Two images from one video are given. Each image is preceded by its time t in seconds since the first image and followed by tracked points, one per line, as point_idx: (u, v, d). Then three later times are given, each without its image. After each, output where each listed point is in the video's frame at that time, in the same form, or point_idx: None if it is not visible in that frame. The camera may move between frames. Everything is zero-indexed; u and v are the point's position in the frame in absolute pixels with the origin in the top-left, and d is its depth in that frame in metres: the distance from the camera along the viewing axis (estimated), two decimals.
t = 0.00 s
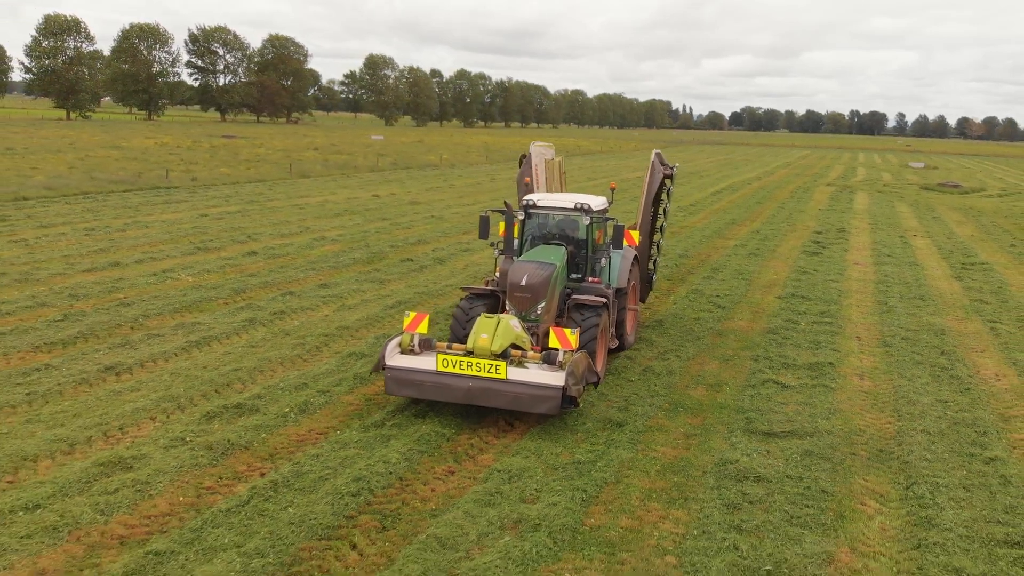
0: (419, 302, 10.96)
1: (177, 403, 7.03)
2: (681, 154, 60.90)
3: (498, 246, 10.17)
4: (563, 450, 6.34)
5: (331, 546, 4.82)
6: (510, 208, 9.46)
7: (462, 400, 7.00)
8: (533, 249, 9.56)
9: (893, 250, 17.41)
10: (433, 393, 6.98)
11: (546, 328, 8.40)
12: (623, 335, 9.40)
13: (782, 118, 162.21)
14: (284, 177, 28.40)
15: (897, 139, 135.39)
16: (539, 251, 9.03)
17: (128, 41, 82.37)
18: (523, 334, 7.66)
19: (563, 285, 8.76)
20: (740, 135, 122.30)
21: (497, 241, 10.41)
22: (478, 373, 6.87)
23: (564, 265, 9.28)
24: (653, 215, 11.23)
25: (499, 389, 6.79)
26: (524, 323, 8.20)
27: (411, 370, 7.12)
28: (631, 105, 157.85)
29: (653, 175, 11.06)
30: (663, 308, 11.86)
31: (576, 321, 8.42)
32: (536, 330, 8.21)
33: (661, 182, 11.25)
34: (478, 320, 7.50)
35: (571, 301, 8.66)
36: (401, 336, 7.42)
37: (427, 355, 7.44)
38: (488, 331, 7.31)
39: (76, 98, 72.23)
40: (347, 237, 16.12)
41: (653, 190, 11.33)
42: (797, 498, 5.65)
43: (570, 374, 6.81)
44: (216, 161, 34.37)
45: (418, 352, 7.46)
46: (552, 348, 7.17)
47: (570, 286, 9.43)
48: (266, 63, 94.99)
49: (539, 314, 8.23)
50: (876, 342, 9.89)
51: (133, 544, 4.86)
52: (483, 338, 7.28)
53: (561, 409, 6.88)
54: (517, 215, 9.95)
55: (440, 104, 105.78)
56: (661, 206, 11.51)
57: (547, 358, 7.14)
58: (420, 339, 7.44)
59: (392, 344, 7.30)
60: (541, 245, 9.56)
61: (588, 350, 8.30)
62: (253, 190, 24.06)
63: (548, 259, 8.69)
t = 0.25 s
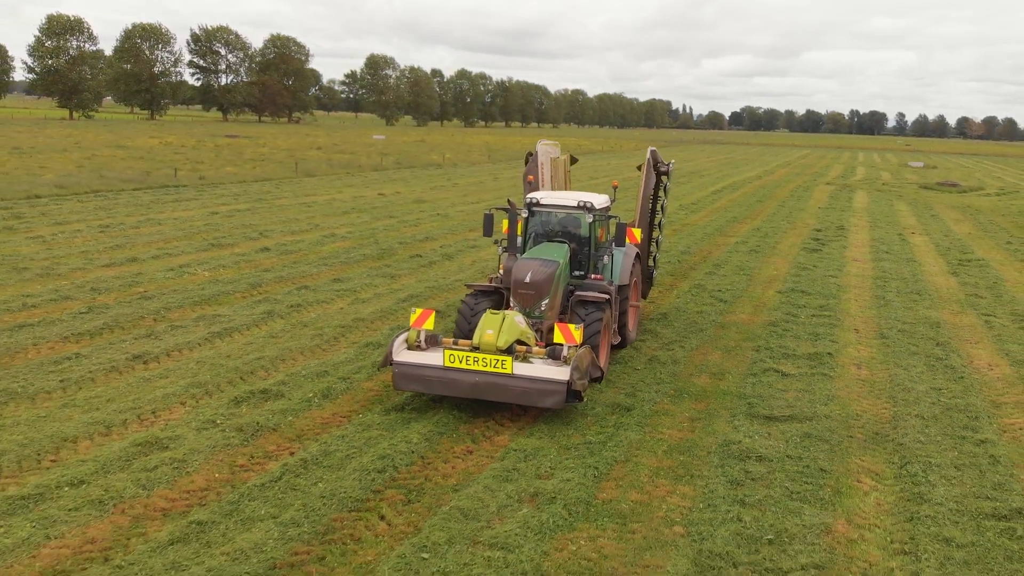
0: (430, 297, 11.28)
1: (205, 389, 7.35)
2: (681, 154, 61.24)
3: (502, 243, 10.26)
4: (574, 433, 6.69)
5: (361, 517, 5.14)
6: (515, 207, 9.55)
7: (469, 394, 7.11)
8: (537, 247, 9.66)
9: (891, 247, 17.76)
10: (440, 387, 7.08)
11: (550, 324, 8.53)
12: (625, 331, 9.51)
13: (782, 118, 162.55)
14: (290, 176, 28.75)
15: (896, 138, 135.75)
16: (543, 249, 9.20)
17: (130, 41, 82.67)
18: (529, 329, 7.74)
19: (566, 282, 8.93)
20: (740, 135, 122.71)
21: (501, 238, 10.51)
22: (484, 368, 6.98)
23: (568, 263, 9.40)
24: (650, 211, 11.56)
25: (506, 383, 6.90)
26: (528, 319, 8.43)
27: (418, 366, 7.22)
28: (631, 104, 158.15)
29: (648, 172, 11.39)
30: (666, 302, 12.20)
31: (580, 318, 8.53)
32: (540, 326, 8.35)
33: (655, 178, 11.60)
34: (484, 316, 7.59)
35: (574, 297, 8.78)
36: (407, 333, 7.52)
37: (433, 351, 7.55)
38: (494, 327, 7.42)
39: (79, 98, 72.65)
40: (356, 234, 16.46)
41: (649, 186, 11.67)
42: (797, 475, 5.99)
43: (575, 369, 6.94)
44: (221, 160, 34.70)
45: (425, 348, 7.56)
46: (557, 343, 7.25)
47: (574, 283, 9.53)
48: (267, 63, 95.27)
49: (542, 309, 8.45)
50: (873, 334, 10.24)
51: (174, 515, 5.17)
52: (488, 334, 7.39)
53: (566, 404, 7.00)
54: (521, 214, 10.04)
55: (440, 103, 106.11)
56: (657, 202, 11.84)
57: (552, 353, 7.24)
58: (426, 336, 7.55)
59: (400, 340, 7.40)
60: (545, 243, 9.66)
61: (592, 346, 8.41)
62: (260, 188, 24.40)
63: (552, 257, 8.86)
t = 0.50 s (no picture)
0: (440, 291, 11.62)
1: (231, 377, 7.69)
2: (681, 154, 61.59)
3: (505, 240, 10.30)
4: (585, 418, 7.04)
5: (387, 491, 5.49)
6: (517, 205, 9.56)
7: (475, 389, 7.24)
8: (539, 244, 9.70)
9: (889, 244, 18.11)
10: (447, 382, 7.22)
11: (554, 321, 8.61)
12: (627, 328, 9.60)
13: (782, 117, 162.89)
14: (296, 175, 29.11)
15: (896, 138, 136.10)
16: (546, 247, 9.27)
17: (133, 41, 82.96)
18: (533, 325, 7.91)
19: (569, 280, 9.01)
20: (740, 135, 123.05)
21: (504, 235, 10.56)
22: (490, 363, 7.12)
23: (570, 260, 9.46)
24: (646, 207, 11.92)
25: (511, 378, 7.03)
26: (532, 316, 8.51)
27: (425, 361, 7.36)
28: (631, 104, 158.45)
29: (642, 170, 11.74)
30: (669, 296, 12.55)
31: (583, 314, 8.61)
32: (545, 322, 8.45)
33: (650, 176, 11.95)
34: (490, 312, 7.75)
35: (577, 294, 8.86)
36: (414, 329, 7.66)
37: (439, 346, 7.68)
38: (499, 323, 7.60)
39: (82, 98, 72.99)
40: (365, 231, 16.81)
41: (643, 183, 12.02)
42: (796, 455, 6.34)
43: (580, 363, 7.07)
44: (226, 160, 35.04)
45: (432, 344, 7.70)
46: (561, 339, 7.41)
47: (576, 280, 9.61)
48: (269, 63, 95.57)
49: (547, 307, 8.51)
50: (870, 326, 10.59)
51: (212, 489, 5.50)
52: (494, 330, 7.59)
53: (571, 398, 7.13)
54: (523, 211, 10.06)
55: (441, 103, 106.44)
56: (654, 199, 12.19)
57: (556, 348, 7.36)
58: (433, 331, 7.68)
59: (407, 336, 7.54)
60: (547, 240, 9.71)
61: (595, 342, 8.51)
62: (267, 187, 24.75)
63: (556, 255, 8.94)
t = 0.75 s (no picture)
0: (450, 286, 11.97)
1: (254, 365, 8.04)
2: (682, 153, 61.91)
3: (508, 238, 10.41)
4: (592, 404, 7.43)
5: (410, 469, 5.85)
6: (520, 204, 9.66)
7: (482, 385, 7.41)
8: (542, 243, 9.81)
9: (887, 242, 18.47)
10: (454, 378, 7.39)
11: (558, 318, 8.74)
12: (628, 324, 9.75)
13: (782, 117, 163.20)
14: (302, 174, 29.45)
15: (895, 138, 136.46)
16: (549, 245, 9.37)
17: (135, 41, 83.17)
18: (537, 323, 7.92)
19: (572, 278, 9.14)
20: (740, 135, 123.39)
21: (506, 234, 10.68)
22: (497, 359, 7.29)
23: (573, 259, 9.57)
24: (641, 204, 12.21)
25: (517, 373, 7.20)
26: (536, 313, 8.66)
27: (433, 357, 7.52)
28: (631, 104, 158.71)
29: (637, 168, 12.01)
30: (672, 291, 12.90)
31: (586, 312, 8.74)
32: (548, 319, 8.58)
33: (645, 174, 12.22)
34: (495, 309, 7.75)
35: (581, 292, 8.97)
36: (422, 325, 7.81)
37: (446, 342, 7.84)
38: (505, 320, 7.60)
39: (84, 98, 73.26)
40: (373, 229, 17.16)
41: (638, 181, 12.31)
42: (795, 438, 6.69)
43: (584, 360, 7.19)
44: (232, 159, 35.36)
45: (439, 340, 7.85)
46: (565, 336, 7.40)
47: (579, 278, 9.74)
48: (271, 63, 95.81)
49: (550, 304, 8.65)
50: (867, 320, 10.94)
51: (246, 467, 5.84)
52: (500, 326, 7.58)
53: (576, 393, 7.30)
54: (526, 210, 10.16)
55: (442, 103, 106.73)
56: (649, 197, 12.47)
57: (560, 345, 7.40)
58: (440, 328, 7.83)
59: (414, 332, 7.70)
60: (550, 238, 9.82)
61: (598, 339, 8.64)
62: (274, 186, 25.07)
63: (559, 253, 9.04)
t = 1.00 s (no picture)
0: (459, 282, 12.32)
1: (276, 355, 8.40)
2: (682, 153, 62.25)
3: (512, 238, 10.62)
4: (600, 391, 7.82)
5: (431, 449, 6.23)
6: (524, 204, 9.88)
7: (488, 382, 7.54)
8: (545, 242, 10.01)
9: (885, 239, 18.84)
10: (461, 376, 7.52)
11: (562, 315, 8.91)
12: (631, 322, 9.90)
13: (782, 117, 163.54)
14: (308, 174, 29.80)
15: (895, 138, 136.84)
16: (553, 244, 9.57)
17: (137, 41, 83.43)
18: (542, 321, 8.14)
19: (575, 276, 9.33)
20: (741, 135, 123.73)
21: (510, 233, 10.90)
22: (503, 357, 7.42)
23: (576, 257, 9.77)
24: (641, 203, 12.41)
25: (523, 371, 7.34)
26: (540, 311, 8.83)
27: (440, 355, 7.65)
28: (632, 104, 159.02)
29: (637, 169, 12.26)
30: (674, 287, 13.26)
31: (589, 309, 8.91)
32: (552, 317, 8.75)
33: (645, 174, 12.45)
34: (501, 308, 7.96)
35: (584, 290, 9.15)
36: (428, 324, 7.94)
37: (452, 341, 7.97)
38: (511, 318, 7.82)
39: (88, 98, 73.54)
40: (381, 227, 17.52)
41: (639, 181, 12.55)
42: (794, 423, 7.05)
43: (589, 357, 7.36)
44: (237, 159, 35.70)
45: (445, 339, 7.98)
46: (570, 334, 7.62)
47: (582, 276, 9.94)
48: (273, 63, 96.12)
49: (554, 302, 8.82)
50: (864, 314, 11.30)
51: (275, 448, 6.19)
52: (505, 324, 7.81)
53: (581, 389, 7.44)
54: (529, 210, 10.40)
55: (443, 103, 107.05)
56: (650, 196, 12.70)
57: (565, 343, 7.61)
58: (446, 327, 7.96)
59: (421, 332, 7.83)
60: (553, 238, 10.03)
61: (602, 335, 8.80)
62: (281, 185, 25.42)
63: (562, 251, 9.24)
